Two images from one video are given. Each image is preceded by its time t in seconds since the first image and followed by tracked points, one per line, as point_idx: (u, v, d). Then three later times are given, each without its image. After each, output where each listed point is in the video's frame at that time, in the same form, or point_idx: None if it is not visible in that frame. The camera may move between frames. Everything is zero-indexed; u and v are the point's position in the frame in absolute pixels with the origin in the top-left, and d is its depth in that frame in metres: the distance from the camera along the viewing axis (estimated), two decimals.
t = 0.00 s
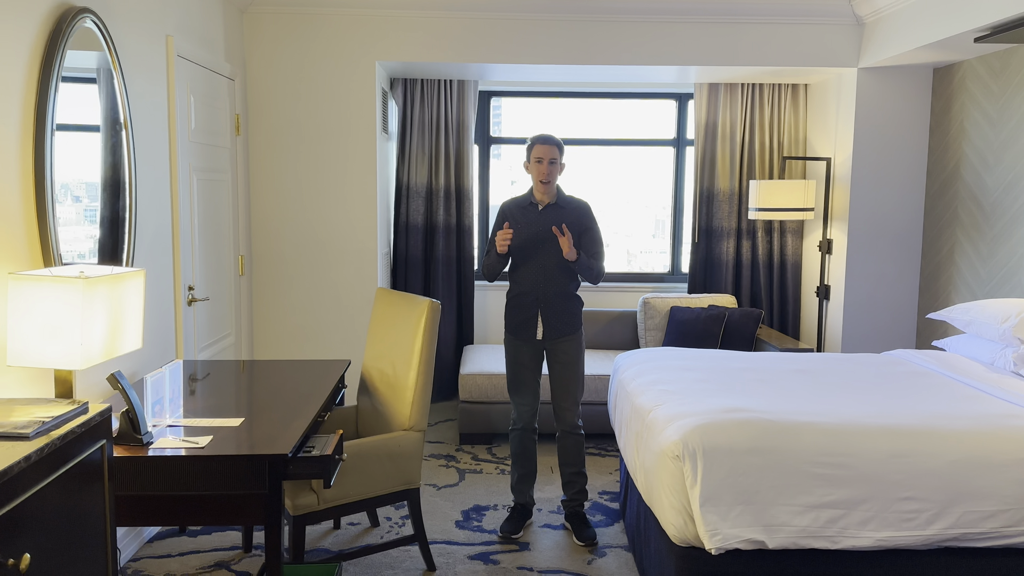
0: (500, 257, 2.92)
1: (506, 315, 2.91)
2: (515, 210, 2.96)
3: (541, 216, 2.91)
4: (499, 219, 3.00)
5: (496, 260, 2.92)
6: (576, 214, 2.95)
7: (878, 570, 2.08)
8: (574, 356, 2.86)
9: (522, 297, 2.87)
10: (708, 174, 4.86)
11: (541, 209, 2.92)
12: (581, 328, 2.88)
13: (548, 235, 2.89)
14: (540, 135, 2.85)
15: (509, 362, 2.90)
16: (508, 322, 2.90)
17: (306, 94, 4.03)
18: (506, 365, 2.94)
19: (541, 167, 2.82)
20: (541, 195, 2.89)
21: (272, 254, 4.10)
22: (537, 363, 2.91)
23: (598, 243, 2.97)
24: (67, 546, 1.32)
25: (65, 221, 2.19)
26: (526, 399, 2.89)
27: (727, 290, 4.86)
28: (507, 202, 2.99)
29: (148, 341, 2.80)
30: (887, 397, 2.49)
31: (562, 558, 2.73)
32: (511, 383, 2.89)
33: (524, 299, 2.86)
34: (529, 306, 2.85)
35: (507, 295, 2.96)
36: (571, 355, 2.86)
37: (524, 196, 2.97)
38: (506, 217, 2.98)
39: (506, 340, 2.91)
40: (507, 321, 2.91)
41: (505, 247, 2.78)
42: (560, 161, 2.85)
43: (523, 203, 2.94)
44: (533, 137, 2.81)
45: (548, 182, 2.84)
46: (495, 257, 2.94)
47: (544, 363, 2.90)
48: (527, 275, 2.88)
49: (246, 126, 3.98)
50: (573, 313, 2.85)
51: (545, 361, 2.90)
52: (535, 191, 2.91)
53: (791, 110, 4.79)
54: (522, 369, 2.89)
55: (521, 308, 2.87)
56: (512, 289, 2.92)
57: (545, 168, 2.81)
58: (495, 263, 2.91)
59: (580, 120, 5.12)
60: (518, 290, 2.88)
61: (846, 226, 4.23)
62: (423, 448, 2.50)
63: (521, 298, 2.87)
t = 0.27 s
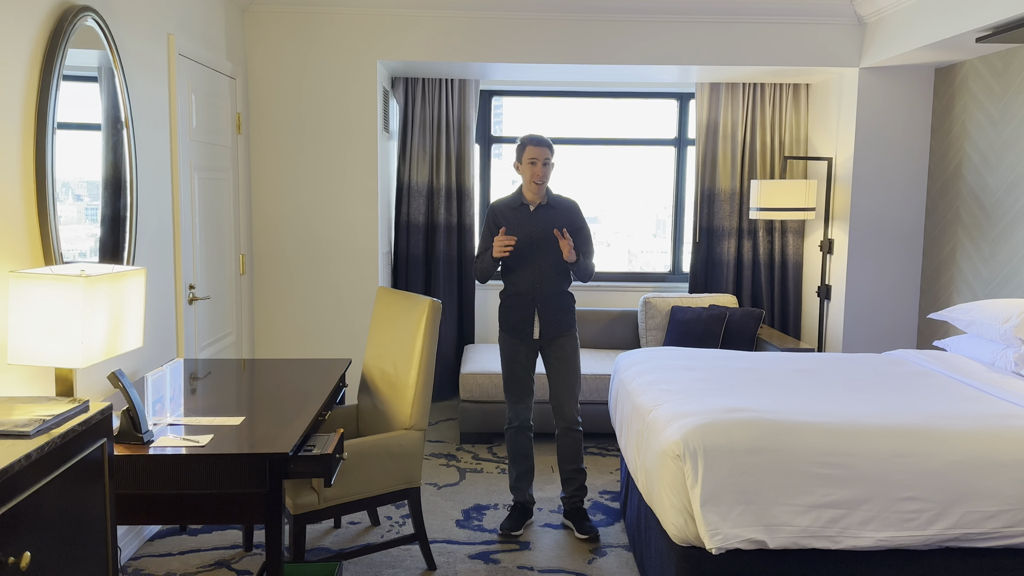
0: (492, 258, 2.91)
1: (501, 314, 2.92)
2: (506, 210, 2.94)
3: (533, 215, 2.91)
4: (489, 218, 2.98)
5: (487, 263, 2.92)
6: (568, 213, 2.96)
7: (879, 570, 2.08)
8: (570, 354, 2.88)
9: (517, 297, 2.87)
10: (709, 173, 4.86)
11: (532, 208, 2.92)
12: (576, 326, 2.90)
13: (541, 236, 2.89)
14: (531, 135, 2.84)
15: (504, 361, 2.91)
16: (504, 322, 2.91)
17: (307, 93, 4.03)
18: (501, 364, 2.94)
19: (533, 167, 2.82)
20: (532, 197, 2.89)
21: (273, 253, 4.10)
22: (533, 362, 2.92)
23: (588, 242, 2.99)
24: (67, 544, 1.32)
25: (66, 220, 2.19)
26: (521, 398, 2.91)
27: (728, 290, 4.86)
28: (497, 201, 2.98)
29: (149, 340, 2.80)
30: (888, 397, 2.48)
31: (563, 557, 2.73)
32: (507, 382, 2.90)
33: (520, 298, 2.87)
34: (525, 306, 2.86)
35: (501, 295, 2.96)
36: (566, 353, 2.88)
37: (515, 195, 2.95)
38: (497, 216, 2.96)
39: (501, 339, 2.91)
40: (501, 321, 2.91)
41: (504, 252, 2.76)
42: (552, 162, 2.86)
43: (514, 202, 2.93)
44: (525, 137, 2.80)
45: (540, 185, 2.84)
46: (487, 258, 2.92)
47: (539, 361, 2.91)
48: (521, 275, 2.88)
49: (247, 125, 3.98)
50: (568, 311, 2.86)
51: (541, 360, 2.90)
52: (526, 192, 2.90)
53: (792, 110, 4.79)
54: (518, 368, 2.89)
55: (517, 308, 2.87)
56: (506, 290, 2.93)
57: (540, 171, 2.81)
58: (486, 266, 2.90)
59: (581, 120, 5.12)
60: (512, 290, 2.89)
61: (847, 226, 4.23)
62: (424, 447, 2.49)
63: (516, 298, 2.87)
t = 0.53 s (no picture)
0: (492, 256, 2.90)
1: (502, 312, 2.92)
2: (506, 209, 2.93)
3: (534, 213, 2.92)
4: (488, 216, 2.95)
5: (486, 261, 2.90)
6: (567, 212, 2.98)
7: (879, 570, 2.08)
8: (571, 351, 2.93)
9: (521, 295, 2.88)
10: (710, 174, 4.86)
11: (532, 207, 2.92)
12: (576, 324, 2.95)
13: (544, 233, 2.91)
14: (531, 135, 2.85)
15: (506, 359, 2.91)
16: (506, 321, 2.91)
17: (308, 93, 4.03)
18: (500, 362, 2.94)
19: (535, 166, 2.83)
20: (532, 196, 2.89)
21: (273, 252, 4.10)
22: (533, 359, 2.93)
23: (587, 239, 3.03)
24: (67, 544, 1.32)
25: (66, 219, 2.19)
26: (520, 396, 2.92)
27: (728, 290, 4.86)
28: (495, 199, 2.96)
29: (149, 339, 2.80)
30: (888, 398, 2.48)
31: (563, 556, 2.74)
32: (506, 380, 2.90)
33: (523, 297, 2.88)
34: (529, 304, 2.88)
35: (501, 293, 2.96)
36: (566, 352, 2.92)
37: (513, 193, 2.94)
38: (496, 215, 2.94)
39: (502, 337, 2.92)
40: (503, 319, 2.91)
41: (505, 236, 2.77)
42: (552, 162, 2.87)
43: (514, 201, 2.92)
44: (526, 137, 2.81)
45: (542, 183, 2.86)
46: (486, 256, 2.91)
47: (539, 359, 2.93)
48: (524, 273, 2.89)
49: (247, 125, 3.98)
50: (569, 309, 2.91)
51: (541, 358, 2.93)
52: (526, 190, 2.90)
53: (792, 110, 4.78)
54: (519, 366, 2.90)
55: (520, 306, 2.88)
56: (507, 289, 2.93)
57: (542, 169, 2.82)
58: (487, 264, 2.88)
59: (581, 120, 5.12)
60: (515, 289, 2.89)
61: (848, 226, 4.22)
62: (424, 447, 2.49)
63: (519, 297, 2.89)
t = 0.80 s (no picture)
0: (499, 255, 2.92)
1: (508, 310, 2.93)
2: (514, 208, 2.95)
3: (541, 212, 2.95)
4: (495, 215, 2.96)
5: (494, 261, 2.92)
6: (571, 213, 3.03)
7: (878, 570, 2.08)
8: (573, 348, 2.99)
9: (529, 293, 2.91)
10: (709, 174, 4.85)
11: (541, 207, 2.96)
12: (578, 322, 3.01)
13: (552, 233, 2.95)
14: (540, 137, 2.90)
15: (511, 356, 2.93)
16: (511, 318, 2.94)
17: (308, 92, 4.03)
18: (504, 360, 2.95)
19: (546, 167, 2.88)
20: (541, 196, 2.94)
21: (272, 252, 4.09)
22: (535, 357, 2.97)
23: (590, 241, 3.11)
24: (66, 543, 1.32)
25: (65, 219, 2.19)
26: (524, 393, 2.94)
27: (727, 290, 4.86)
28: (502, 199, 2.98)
29: (148, 339, 2.80)
30: (888, 398, 2.48)
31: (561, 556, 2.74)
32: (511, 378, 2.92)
33: (531, 295, 2.91)
34: (538, 302, 2.91)
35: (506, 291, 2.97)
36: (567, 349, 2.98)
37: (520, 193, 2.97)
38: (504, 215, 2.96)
39: (507, 334, 2.93)
40: (510, 317, 2.93)
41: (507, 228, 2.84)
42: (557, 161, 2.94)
43: (522, 200, 2.95)
44: (537, 138, 2.85)
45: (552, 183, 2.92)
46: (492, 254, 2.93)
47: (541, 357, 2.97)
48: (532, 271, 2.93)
49: (247, 125, 3.98)
50: (574, 308, 2.97)
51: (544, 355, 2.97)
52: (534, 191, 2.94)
53: (792, 110, 4.78)
54: (523, 364, 2.92)
55: (527, 304, 2.91)
56: (513, 287, 2.95)
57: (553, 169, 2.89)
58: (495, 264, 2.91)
59: (581, 119, 5.11)
60: (523, 287, 2.92)
61: (847, 226, 4.22)
62: (423, 446, 2.49)
63: (527, 295, 2.91)
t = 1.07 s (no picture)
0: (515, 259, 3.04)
1: (524, 308, 3.05)
2: (530, 213, 3.08)
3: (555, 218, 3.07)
4: (512, 219, 3.09)
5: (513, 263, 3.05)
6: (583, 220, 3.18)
7: (877, 569, 2.08)
8: (582, 348, 3.12)
9: (544, 294, 3.04)
10: (708, 173, 4.86)
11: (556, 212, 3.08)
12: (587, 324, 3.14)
13: (566, 239, 3.08)
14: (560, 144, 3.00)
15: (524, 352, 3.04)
16: (526, 316, 3.05)
17: (307, 92, 4.02)
18: (517, 355, 3.07)
19: (564, 172, 2.99)
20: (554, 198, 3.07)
21: (271, 251, 4.09)
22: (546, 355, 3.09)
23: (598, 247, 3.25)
24: (64, 542, 1.31)
25: (64, 218, 2.19)
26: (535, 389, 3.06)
27: (726, 289, 4.86)
28: (518, 204, 3.11)
29: (146, 338, 2.80)
30: (886, 397, 2.49)
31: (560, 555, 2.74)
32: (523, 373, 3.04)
33: (547, 297, 3.03)
34: (553, 303, 3.03)
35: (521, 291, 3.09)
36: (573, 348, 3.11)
37: (536, 198, 3.09)
38: (520, 219, 3.09)
39: (522, 331, 3.05)
40: (525, 315, 3.05)
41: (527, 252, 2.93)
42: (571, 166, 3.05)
43: (537, 206, 3.08)
44: (554, 144, 2.96)
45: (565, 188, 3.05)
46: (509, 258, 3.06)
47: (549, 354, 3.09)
48: (547, 274, 3.05)
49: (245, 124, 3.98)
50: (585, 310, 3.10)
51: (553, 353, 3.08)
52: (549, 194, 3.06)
53: (790, 110, 4.79)
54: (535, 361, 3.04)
55: (543, 304, 3.03)
56: (529, 287, 3.07)
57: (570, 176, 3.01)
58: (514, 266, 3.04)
59: (580, 119, 5.11)
60: (538, 288, 3.04)
61: (845, 225, 4.23)
62: (422, 446, 2.49)
63: (542, 296, 3.04)
